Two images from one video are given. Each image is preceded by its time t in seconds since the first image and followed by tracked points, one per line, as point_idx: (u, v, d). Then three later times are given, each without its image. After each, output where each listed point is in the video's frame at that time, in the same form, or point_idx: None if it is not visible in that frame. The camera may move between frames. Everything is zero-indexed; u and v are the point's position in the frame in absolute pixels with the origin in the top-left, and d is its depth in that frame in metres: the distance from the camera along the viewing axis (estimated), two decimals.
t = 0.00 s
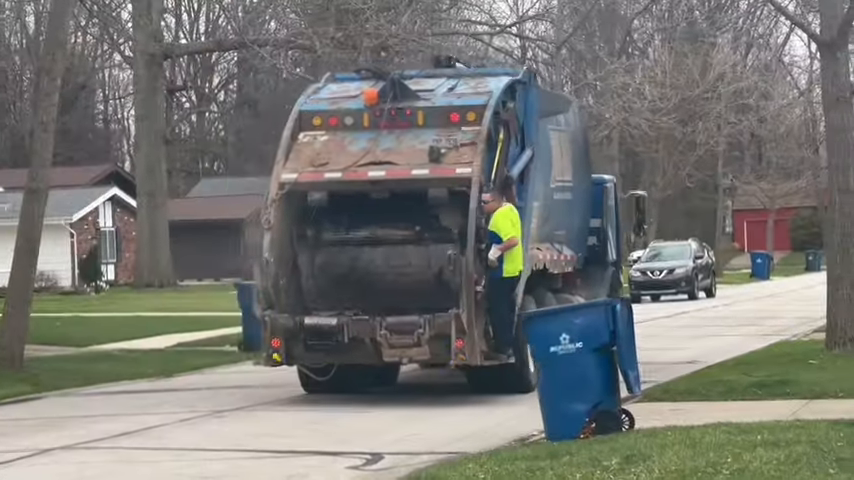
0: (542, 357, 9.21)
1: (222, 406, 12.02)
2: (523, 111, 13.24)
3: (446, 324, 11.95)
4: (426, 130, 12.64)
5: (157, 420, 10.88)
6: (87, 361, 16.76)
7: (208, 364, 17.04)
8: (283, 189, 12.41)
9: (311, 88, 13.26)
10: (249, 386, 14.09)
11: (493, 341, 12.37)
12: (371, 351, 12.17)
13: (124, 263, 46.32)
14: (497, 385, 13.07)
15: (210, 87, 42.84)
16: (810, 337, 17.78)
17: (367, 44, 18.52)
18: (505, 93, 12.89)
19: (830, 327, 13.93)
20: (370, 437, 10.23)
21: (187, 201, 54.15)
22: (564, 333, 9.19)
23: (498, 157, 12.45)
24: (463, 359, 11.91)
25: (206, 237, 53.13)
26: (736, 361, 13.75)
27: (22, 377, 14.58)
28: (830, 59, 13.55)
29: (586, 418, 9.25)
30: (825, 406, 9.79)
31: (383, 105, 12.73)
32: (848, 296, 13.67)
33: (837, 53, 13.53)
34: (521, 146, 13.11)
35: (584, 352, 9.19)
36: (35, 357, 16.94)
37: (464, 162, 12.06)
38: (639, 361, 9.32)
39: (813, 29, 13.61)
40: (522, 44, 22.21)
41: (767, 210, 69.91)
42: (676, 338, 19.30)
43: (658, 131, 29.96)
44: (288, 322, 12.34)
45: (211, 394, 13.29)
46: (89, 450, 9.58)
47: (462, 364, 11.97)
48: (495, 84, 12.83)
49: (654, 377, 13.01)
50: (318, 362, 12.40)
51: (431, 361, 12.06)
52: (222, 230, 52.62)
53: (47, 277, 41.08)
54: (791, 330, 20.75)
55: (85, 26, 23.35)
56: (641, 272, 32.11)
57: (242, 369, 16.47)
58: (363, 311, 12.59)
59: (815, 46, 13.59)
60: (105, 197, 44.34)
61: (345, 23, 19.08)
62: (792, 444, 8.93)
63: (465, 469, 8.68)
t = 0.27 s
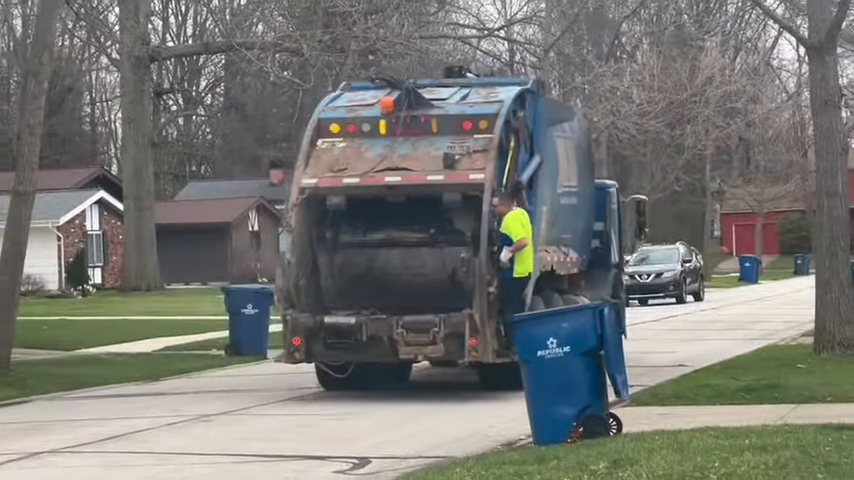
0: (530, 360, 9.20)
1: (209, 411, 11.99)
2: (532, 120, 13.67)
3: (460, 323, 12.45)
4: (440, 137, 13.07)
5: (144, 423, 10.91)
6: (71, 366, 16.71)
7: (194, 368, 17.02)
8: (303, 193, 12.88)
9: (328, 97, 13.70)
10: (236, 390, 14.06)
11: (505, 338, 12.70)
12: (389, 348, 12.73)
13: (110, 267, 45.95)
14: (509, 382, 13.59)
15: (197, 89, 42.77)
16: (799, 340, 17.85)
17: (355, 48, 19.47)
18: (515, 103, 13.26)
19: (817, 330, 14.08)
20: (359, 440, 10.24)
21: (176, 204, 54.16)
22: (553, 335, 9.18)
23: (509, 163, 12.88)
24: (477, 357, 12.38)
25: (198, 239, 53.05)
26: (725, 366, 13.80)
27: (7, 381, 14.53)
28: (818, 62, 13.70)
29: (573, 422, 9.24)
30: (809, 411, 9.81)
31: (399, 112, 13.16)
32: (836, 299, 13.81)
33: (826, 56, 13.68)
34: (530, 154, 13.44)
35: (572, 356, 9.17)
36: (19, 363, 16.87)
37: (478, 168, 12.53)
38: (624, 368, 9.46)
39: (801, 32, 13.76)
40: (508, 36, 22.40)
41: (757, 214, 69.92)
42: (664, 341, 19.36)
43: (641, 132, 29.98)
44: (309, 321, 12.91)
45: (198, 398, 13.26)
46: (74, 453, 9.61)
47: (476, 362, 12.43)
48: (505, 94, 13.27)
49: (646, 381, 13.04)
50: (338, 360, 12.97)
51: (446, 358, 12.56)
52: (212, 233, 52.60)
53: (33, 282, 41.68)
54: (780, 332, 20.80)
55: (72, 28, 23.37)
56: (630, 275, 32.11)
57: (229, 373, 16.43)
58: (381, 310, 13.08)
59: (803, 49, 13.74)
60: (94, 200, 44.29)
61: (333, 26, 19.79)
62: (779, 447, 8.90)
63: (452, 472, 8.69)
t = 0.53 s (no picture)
0: (520, 362, 9.22)
1: (199, 413, 12.09)
2: (541, 127, 14.08)
3: (473, 320, 13.06)
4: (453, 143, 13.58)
5: (133, 426, 11.02)
6: (59, 368, 16.77)
7: (185, 370, 17.12)
8: (323, 196, 13.47)
9: (346, 104, 14.21)
10: (227, 393, 14.14)
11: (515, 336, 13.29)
12: (405, 344, 13.31)
13: (101, 269, 46.41)
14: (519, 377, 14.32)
15: (186, 92, 42.72)
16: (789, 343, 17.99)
17: (345, 50, 19.93)
18: (525, 111, 13.77)
19: (806, 333, 14.44)
20: (351, 440, 10.35)
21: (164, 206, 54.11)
22: (542, 337, 9.20)
23: (519, 168, 13.38)
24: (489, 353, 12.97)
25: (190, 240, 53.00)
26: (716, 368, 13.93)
27: None
28: (809, 65, 14.11)
29: (563, 424, 9.27)
30: (795, 415, 9.91)
31: (414, 120, 13.65)
32: (824, 302, 14.20)
33: (815, 60, 14.11)
34: (539, 161, 13.94)
35: (561, 358, 9.18)
36: (6, 365, 16.89)
37: (491, 173, 13.06)
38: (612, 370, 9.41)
39: (791, 35, 14.15)
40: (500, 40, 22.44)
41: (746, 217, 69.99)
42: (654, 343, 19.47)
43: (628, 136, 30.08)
44: (328, 318, 13.52)
45: (189, 400, 13.35)
46: (62, 455, 9.66)
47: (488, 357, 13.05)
48: (516, 102, 13.71)
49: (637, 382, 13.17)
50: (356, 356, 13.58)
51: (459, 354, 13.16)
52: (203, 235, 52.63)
53: (24, 283, 41.20)
54: (771, 334, 20.92)
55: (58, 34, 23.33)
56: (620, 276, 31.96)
57: (220, 375, 16.51)
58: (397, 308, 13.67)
59: (793, 52, 14.14)
60: (83, 203, 44.26)
61: (323, 28, 20.30)
62: (769, 451, 8.90)
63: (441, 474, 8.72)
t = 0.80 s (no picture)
0: (509, 368, 9.30)
1: (188, 418, 12.58)
2: (548, 137, 15.24)
3: (483, 322, 13.93)
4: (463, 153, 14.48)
5: (123, 431, 11.30)
6: (48, 373, 16.94)
7: (172, 375, 17.40)
8: (339, 204, 14.33)
9: (361, 116, 15.17)
10: (215, 399, 14.44)
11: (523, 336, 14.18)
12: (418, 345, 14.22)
13: (90, 273, 46.30)
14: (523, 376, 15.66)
15: (176, 98, 42.85)
16: (772, 348, 18.48)
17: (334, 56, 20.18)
18: (534, 120, 14.84)
19: (794, 338, 15.21)
20: (336, 444, 10.87)
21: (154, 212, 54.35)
22: (530, 343, 9.26)
23: (528, 176, 14.34)
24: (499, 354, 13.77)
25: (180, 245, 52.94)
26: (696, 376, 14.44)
27: None
28: (797, 70, 14.80)
29: (550, 429, 9.30)
30: (786, 417, 10.28)
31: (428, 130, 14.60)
32: (812, 306, 14.95)
33: (802, 66, 14.77)
34: (547, 168, 15.12)
35: (549, 362, 9.23)
36: None
37: (500, 182, 13.91)
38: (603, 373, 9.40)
39: (778, 41, 14.83)
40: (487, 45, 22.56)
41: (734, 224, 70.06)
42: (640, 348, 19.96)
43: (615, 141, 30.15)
44: (345, 320, 14.45)
45: (180, 405, 13.84)
46: (52, 458, 9.90)
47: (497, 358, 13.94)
48: (524, 113, 14.72)
49: (618, 389, 13.72)
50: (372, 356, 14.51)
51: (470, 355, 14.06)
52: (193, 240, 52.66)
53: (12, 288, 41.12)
54: (757, 339, 21.34)
55: (45, 39, 23.37)
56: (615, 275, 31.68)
57: (210, 380, 16.98)
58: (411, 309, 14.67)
59: (780, 57, 14.84)
60: (71, 207, 44.37)
61: (312, 33, 20.55)
62: (756, 455, 8.94)
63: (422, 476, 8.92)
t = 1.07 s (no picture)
0: (496, 375, 9.35)
1: (174, 426, 12.78)
2: (556, 149, 15.95)
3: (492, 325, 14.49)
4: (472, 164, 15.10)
5: (110, 440, 11.47)
6: (37, 379, 17.05)
7: (158, 382, 17.51)
8: (354, 213, 14.88)
9: (374, 130, 15.84)
10: (203, 407, 14.60)
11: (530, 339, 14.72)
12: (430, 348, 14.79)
13: (76, 280, 46.15)
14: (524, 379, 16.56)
15: (163, 104, 42.89)
16: (758, 357, 18.73)
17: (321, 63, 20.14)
18: (542, 132, 15.52)
19: (781, 346, 15.39)
20: (320, 452, 11.12)
21: (144, 218, 54.39)
22: (518, 350, 9.32)
23: (536, 187, 15.01)
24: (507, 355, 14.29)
25: (169, 252, 52.89)
26: (678, 386, 14.74)
27: None
28: (784, 78, 15.02)
29: (537, 437, 9.31)
30: (769, 427, 10.68)
31: (438, 142, 15.25)
32: (798, 314, 15.10)
33: (790, 73, 15.01)
34: (554, 178, 15.82)
35: (537, 369, 9.28)
36: None
37: (508, 191, 14.56)
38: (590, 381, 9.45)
39: (765, 49, 15.09)
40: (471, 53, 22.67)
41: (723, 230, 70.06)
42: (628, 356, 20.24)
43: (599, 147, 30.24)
44: (360, 324, 15.01)
45: (166, 412, 14.04)
46: (40, 465, 10.06)
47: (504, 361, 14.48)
48: (532, 125, 15.40)
49: (602, 398, 13.99)
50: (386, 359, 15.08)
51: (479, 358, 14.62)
52: (181, 246, 52.64)
53: None
54: (745, 347, 21.57)
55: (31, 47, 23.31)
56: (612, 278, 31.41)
57: (198, 387, 17.17)
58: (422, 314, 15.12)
59: (768, 64, 15.08)
60: (58, 214, 44.38)
61: (299, 40, 20.43)
62: (743, 463, 8.94)
63: None
